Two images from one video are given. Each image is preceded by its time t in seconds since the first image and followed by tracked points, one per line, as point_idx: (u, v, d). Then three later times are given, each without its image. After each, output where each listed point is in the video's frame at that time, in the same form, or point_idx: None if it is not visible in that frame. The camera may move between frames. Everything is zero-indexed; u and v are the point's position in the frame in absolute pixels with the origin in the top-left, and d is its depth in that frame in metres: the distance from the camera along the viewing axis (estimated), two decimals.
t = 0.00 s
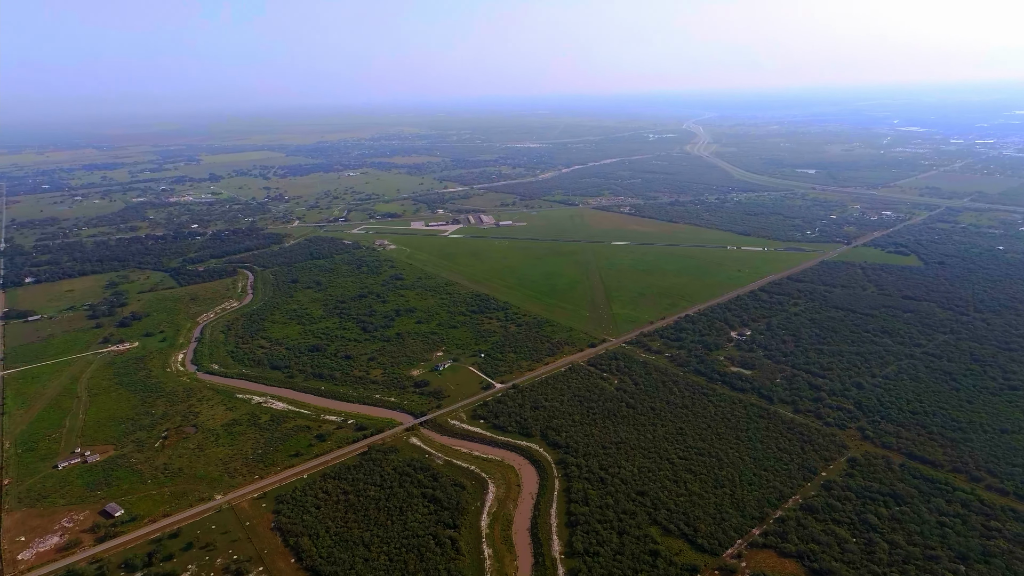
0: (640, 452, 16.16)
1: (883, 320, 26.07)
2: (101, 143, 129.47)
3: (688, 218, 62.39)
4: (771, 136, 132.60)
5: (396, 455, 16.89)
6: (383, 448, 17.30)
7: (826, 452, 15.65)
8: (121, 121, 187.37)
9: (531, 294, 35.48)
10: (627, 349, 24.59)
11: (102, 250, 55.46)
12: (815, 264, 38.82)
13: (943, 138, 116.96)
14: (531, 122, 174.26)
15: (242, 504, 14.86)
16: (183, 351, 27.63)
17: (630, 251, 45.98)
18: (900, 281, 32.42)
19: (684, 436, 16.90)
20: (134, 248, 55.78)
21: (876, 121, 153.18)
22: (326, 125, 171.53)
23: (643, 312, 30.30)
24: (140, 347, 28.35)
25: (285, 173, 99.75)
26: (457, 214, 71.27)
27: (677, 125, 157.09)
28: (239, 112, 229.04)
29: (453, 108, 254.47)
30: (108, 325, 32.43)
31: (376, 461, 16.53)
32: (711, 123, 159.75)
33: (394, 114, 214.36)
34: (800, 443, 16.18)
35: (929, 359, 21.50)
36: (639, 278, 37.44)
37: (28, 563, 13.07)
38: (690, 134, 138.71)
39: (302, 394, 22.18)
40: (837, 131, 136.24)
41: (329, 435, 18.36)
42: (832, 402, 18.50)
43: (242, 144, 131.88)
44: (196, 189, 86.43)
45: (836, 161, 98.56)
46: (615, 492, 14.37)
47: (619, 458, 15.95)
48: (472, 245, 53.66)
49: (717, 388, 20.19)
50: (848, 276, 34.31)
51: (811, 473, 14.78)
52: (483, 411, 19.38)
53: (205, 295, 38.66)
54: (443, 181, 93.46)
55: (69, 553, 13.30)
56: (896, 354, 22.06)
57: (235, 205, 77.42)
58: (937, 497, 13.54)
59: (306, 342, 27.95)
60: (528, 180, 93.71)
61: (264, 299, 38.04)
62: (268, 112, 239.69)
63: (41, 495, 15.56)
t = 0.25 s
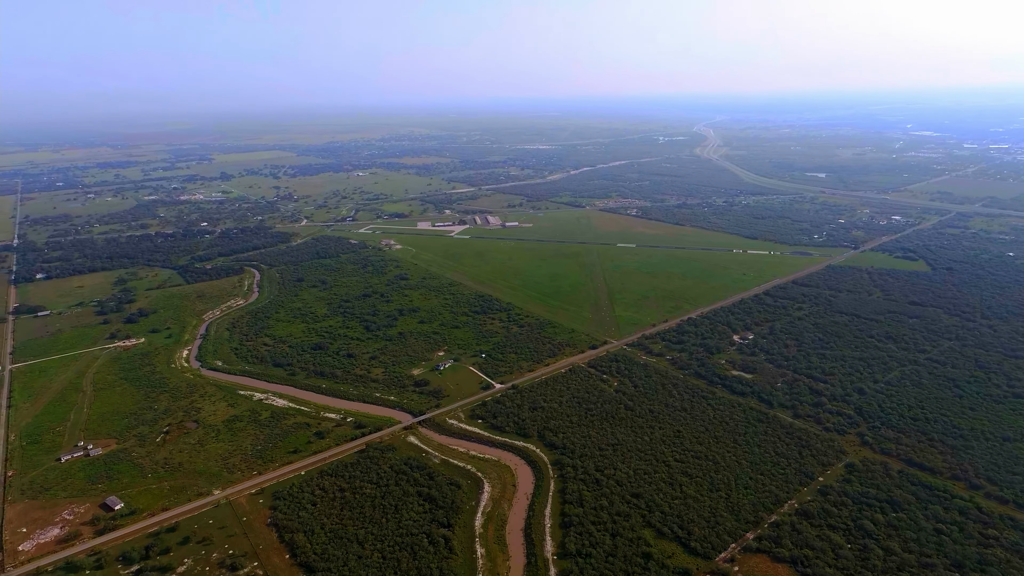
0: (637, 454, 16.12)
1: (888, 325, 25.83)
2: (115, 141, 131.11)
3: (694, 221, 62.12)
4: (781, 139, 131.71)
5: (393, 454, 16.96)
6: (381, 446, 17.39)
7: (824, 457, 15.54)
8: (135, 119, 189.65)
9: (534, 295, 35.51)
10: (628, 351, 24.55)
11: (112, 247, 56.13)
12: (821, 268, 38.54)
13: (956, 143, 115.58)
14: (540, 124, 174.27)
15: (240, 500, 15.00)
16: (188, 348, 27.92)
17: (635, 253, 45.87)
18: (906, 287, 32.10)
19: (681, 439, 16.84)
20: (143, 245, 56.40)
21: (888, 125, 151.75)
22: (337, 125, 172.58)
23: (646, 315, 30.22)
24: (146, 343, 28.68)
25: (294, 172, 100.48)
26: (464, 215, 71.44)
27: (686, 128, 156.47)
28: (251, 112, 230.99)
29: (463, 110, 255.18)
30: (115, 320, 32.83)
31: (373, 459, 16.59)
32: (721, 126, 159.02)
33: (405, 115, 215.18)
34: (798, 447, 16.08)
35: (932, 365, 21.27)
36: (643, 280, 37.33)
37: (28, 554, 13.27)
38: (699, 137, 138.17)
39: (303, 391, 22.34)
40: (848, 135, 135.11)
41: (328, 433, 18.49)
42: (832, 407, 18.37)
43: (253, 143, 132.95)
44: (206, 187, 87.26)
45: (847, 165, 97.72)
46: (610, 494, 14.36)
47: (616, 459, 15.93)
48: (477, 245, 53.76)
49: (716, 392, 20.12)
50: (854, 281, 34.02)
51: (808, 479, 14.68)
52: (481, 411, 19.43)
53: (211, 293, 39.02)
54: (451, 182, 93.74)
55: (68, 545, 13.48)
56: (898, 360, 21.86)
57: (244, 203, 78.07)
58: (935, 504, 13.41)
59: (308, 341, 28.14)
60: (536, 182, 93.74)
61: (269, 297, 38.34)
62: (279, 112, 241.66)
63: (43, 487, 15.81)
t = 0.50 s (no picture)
0: (633, 458, 16.09)
1: (892, 332, 25.59)
2: (128, 140, 132.73)
3: (701, 225, 61.90)
4: (792, 144, 130.82)
5: (390, 453, 17.04)
6: (379, 445, 17.49)
7: (821, 463, 15.44)
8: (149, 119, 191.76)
9: (537, 297, 35.53)
10: (628, 354, 24.52)
11: (123, 245, 56.81)
12: (827, 274, 38.28)
13: (969, 149, 114.33)
14: (549, 127, 174.24)
15: (237, 496, 15.15)
16: (192, 345, 28.21)
17: (640, 257, 45.77)
18: (912, 293, 31.78)
19: (678, 443, 16.79)
20: (153, 244, 57.03)
21: (901, 131, 150.26)
22: (347, 127, 173.67)
23: (648, 318, 30.17)
24: (151, 340, 29.01)
25: (303, 173, 101.20)
26: (470, 216, 71.59)
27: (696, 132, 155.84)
28: (263, 113, 232.79)
29: (472, 111, 255.64)
30: (122, 317, 33.23)
31: (370, 458, 16.69)
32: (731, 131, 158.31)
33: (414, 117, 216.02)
34: (796, 453, 15.98)
35: (935, 372, 21.06)
36: (647, 284, 37.23)
37: (28, 545, 13.47)
38: (708, 141, 137.57)
39: (304, 389, 22.50)
40: (859, 140, 134.00)
41: (327, 431, 18.61)
42: (831, 413, 18.24)
43: (264, 143, 133.97)
44: (216, 187, 88.06)
45: (857, 170, 96.90)
46: (604, 497, 14.35)
47: (612, 462, 15.91)
48: (482, 247, 53.85)
49: (715, 396, 20.05)
50: (860, 286, 33.74)
51: (804, 484, 14.59)
52: (479, 411, 19.48)
53: (218, 291, 39.40)
54: (459, 184, 93.98)
55: (67, 537, 13.67)
56: (901, 367, 21.67)
57: (253, 203, 78.74)
58: (932, 513, 13.30)
59: (311, 340, 28.33)
60: (543, 184, 93.78)
61: (274, 296, 38.64)
62: (291, 113, 243.36)
63: (45, 480, 16.03)
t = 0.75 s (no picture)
0: (630, 462, 16.04)
1: (896, 339, 25.34)
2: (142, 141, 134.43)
3: (708, 230, 61.66)
4: (802, 148, 129.95)
5: (388, 453, 17.10)
6: (376, 446, 17.57)
7: (819, 470, 15.35)
8: (162, 120, 193.94)
9: (540, 300, 35.55)
10: (629, 358, 24.46)
11: (133, 244, 57.46)
12: (833, 279, 37.98)
13: (982, 155, 113.02)
14: (558, 130, 174.27)
15: (234, 494, 15.26)
16: (196, 344, 28.48)
17: (645, 261, 45.64)
18: (919, 300, 31.48)
19: (675, 448, 16.72)
20: (162, 243, 57.63)
21: (913, 136, 148.87)
22: (357, 128, 174.67)
23: (650, 322, 30.10)
24: (157, 338, 29.32)
25: (312, 174, 101.87)
26: (477, 219, 71.75)
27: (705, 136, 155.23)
28: (274, 114, 234.56)
29: (481, 114, 256.10)
30: (129, 316, 33.59)
31: (368, 458, 16.77)
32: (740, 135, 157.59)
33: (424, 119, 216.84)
34: (794, 459, 15.89)
35: (939, 380, 20.84)
36: (650, 287, 37.14)
37: (28, 540, 13.65)
38: (717, 145, 136.99)
39: (305, 389, 22.64)
40: (870, 145, 132.91)
41: (326, 431, 18.71)
42: (832, 419, 18.11)
43: (274, 144, 135.09)
44: (226, 187, 88.86)
45: (867, 176, 96.13)
46: (599, 501, 14.32)
47: (608, 466, 15.88)
48: (487, 249, 53.95)
49: (715, 401, 19.96)
50: (866, 293, 33.44)
51: (801, 491, 14.50)
52: (478, 413, 19.51)
53: (224, 290, 39.74)
54: (466, 186, 94.20)
55: (66, 532, 13.85)
56: (905, 374, 21.45)
57: (262, 204, 79.38)
58: (930, 522, 13.18)
59: (314, 340, 28.49)
60: (551, 187, 93.81)
61: (280, 296, 38.92)
62: (302, 114, 245.09)
63: (47, 476, 16.24)
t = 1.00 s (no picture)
0: (625, 466, 16.01)
1: (900, 346, 25.11)
2: (154, 141, 136.03)
3: (713, 234, 61.43)
4: (811, 153, 129.20)
5: (385, 454, 17.17)
6: (374, 446, 17.63)
7: (816, 476, 15.25)
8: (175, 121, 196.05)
9: (542, 303, 35.56)
10: (629, 362, 24.42)
11: (141, 244, 58.07)
12: (837, 285, 37.71)
13: (995, 161, 111.83)
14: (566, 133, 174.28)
15: (231, 492, 15.39)
16: (200, 343, 28.74)
17: (648, 265, 45.54)
18: (924, 307, 31.17)
19: (672, 453, 16.68)
20: (170, 243, 58.19)
21: (924, 142, 147.54)
22: (365, 130, 175.58)
23: (652, 326, 30.04)
24: (161, 337, 29.60)
25: (320, 176, 102.55)
26: (482, 221, 71.88)
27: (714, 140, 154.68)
28: (284, 116, 236.35)
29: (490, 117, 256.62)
30: (135, 314, 33.94)
31: (365, 458, 16.84)
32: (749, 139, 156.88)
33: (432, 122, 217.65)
34: (791, 466, 15.80)
35: (942, 388, 20.62)
36: (653, 292, 37.05)
37: (28, 535, 13.82)
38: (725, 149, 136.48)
39: (305, 389, 22.77)
40: (881, 150, 131.89)
41: (324, 431, 18.81)
42: (831, 426, 17.98)
43: (283, 146, 136.15)
44: (234, 188, 89.63)
45: (877, 181, 95.38)
46: (593, 504, 14.31)
47: (604, 470, 15.86)
48: (492, 252, 54.04)
49: (714, 406, 19.89)
50: (870, 299, 33.18)
51: (797, 497, 14.42)
52: (476, 415, 19.54)
53: (229, 290, 40.06)
54: (473, 188, 94.44)
55: (65, 528, 14.02)
56: (907, 382, 21.25)
57: (270, 205, 79.98)
58: (927, 531, 13.09)
59: (316, 340, 28.66)
60: (557, 191, 93.84)
61: (284, 296, 39.17)
62: (313, 116, 246.84)
63: (48, 472, 16.44)
